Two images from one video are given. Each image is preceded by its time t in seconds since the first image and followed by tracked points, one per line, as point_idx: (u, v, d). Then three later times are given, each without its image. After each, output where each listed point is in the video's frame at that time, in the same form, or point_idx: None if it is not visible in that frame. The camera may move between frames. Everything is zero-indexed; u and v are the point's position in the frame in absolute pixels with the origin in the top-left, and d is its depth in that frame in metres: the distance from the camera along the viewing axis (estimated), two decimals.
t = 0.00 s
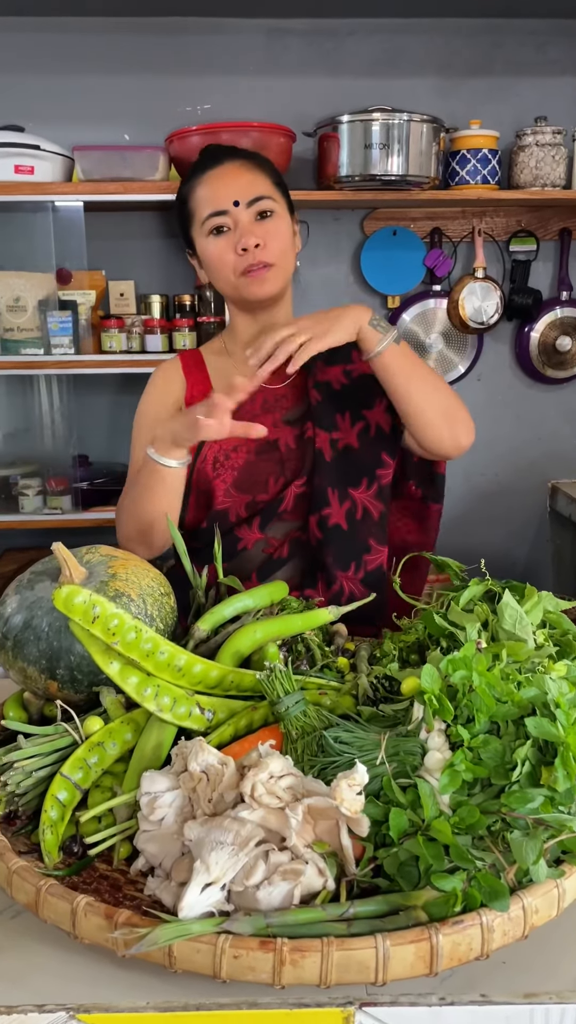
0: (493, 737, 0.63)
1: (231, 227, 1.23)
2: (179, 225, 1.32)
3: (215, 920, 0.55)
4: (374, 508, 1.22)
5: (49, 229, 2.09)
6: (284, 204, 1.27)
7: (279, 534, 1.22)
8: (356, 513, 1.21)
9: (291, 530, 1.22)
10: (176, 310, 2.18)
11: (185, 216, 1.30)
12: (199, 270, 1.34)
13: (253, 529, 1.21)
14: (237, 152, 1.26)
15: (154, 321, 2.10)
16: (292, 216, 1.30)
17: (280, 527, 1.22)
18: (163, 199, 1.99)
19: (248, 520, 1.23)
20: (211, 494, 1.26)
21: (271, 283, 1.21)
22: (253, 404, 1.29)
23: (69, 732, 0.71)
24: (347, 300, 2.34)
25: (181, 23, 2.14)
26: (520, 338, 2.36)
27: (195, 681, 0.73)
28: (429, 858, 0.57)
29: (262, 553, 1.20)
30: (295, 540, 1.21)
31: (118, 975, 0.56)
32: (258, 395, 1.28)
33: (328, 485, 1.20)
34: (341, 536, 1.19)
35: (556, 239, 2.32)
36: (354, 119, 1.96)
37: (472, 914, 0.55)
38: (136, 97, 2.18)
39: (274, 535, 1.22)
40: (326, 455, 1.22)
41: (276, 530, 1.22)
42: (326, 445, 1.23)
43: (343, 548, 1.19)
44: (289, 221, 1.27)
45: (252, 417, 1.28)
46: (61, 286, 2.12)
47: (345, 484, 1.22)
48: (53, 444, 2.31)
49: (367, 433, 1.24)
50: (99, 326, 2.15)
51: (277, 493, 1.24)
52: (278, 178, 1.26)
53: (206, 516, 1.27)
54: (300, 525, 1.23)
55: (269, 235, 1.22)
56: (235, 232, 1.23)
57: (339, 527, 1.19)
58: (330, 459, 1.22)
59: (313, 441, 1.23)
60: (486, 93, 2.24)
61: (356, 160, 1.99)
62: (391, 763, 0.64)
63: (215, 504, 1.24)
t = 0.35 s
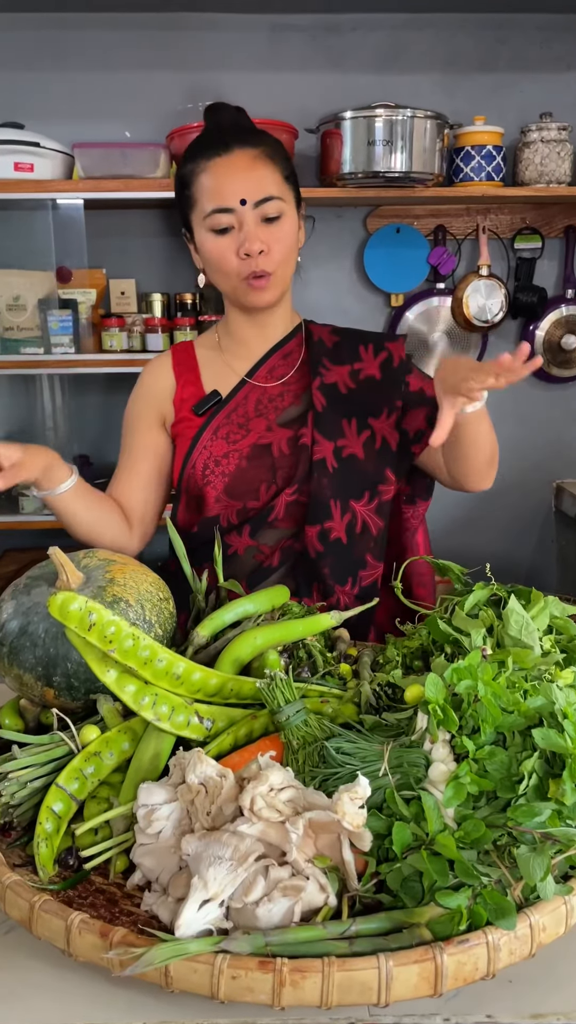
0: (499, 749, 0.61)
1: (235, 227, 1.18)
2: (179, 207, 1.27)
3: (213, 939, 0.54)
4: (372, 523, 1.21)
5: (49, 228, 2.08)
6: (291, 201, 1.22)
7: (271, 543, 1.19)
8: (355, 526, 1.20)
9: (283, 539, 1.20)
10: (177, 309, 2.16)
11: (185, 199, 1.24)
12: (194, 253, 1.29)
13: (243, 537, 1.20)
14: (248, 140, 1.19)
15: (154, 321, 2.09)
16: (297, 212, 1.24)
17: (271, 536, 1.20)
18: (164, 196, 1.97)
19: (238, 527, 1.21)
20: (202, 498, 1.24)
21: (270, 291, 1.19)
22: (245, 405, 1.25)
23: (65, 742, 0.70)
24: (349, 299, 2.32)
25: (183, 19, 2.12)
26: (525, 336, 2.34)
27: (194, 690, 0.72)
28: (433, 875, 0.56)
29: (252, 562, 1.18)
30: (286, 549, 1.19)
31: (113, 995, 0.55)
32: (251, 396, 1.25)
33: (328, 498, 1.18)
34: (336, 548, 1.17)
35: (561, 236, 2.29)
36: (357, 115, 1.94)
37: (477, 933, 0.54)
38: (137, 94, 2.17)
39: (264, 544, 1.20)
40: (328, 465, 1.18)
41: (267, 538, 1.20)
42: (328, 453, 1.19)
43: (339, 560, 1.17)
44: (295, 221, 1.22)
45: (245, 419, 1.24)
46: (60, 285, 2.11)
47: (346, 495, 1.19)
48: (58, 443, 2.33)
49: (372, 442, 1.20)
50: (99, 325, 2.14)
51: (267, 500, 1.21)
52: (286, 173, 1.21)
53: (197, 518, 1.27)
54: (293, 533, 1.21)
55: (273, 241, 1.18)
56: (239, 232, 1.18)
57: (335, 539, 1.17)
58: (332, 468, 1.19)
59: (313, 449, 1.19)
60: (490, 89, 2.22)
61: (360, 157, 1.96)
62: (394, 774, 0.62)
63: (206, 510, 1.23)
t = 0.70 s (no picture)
0: (504, 753, 0.60)
1: (232, 238, 1.14)
2: (171, 208, 1.21)
3: (213, 949, 0.53)
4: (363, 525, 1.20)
5: (50, 225, 2.06)
6: (289, 210, 1.18)
7: (260, 546, 1.19)
8: (346, 528, 1.19)
9: (272, 541, 1.19)
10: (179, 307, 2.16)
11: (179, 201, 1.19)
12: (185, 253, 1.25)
13: (232, 539, 1.18)
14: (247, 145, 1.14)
15: (157, 320, 2.09)
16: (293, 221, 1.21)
17: (261, 539, 1.19)
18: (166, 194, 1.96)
19: (228, 530, 1.20)
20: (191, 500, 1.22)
21: (265, 301, 1.17)
22: (235, 407, 1.23)
23: (64, 745, 0.69)
24: (352, 297, 2.31)
25: (184, 16, 2.11)
26: (529, 333, 2.32)
27: (194, 693, 0.71)
28: (437, 882, 0.55)
29: (243, 564, 1.17)
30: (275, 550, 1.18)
31: (112, 1004, 0.54)
32: (241, 396, 1.23)
33: (321, 500, 1.17)
34: (329, 551, 1.17)
35: (566, 233, 2.28)
36: (360, 112, 1.93)
37: (483, 943, 0.53)
38: (139, 91, 2.16)
39: (254, 547, 1.18)
40: (321, 468, 1.18)
41: (257, 540, 1.19)
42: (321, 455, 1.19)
43: (332, 563, 1.17)
44: (292, 231, 1.18)
45: (234, 422, 1.23)
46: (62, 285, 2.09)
47: (338, 497, 1.19)
48: (61, 445, 2.29)
49: (364, 445, 1.20)
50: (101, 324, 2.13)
51: (256, 504, 1.21)
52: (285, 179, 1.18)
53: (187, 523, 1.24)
54: (283, 536, 1.20)
55: (270, 253, 1.14)
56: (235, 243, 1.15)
57: (329, 541, 1.17)
58: (325, 470, 1.18)
59: (304, 451, 1.20)
60: (494, 86, 2.21)
61: (362, 154, 1.95)
62: (397, 779, 0.62)
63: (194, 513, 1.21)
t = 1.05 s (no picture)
0: (513, 754, 0.59)
1: (226, 225, 1.14)
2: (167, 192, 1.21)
3: (221, 951, 0.53)
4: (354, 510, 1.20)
5: (54, 224, 2.05)
6: (284, 205, 1.19)
7: (270, 537, 1.18)
8: (342, 514, 1.19)
9: (281, 534, 1.18)
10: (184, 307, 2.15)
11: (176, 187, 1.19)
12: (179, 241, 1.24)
13: (242, 533, 1.18)
14: (246, 135, 1.15)
15: (162, 321, 2.09)
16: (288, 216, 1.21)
17: (270, 530, 1.18)
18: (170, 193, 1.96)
19: (236, 524, 1.19)
20: (200, 497, 1.21)
21: (254, 290, 1.17)
22: (234, 400, 1.23)
23: (71, 746, 0.69)
24: (357, 296, 2.31)
25: (187, 14, 2.11)
26: (534, 332, 2.32)
27: (201, 693, 0.71)
28: (447, 884, 0.54)
29: (253, 560, 1.17)
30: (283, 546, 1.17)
31: (120, 1008, 0.53)
32: (239, 390, 1.24)
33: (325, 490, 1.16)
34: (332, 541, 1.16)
35: (571, 231, 2.27)
36: (364, 110, 1.92)
37: (493, 946, 0.53)
38: (143, 90, 2.15)
39: (264, 539, 1.18)
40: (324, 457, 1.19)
41: (266, 533, 1.18)
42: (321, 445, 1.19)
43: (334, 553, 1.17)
44: (286, 226, 1.19)
45: (236, 414, 1.23)
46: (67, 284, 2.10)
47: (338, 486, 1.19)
48: (65, 444, 2.26)
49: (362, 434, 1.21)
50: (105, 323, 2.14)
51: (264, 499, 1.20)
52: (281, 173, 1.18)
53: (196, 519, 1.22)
54: (291, 528, 1.19)
55: (262, 243, 1.14)
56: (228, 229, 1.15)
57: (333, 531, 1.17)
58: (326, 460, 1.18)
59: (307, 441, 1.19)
60: (499, 83, 2.20)
61: (367, 152, 1.95)
62: (405, 780, 0.61)
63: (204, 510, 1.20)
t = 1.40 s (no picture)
0: (521, 755, 0.59)
1: (266, 228, 1.16)
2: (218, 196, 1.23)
3: (229, 952, 0.53)
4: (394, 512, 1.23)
5: (58, 224, 2.05)
6: (327, 207, 1.19)
7: (312, 534, 1.22)
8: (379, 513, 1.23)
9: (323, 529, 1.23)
10: (187, 306, 2.15)
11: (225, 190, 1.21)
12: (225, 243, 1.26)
13: (286, 528, 1.22)
14: (293, 140, 1.15)
15: (165, 320, 2.07)
16: (332, 219, 1.21)
17: (313, 527, 1.23)
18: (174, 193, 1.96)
19: (281, 518, 1.22)
20: (246, 492, 1.22)
21: (293, 291, 1.18)
22: (282, 399, 1.23)
23: (77, 748, 0.69)
24: (360, 295, 2.30)
25: (191, 13, 2.11)
26: (539, 331, 2.31)
27: (207, 694, 0.71)
28: (455, 886, 0.54)
29: (294, 553, 1.22)
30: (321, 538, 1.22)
31: (127, 1010, 0.53)
32: (287, 389, 1.24)
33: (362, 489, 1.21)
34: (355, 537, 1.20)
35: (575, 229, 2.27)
36: (368, 109, 1.92)
37: (501, 948, 0.52)
38: (147, 90, 2.15)
39: (307, 533, 1.23)
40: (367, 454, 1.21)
41: (309, 529, 1.23)
42: (365, 442, 1.21)
43: (360, 548, 1.21)
44: (328, 229, 1.20)
45: (284, 412, 1.23)
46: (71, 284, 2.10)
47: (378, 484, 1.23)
48: (69, 443, 2.28)
49: (405, 436, 1.24)
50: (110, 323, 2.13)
51: (311, 492, 1.22)
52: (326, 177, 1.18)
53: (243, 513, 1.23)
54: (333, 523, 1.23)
55: (302, 247, 1.16)
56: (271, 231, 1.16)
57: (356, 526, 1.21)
58: (367, 457, 1.21)
59: (352, 435, 1.21)
60: (503, 81, 2.19)
61: (371, 151, 1.94)
62: (413, 782, 0.61)
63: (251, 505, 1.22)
